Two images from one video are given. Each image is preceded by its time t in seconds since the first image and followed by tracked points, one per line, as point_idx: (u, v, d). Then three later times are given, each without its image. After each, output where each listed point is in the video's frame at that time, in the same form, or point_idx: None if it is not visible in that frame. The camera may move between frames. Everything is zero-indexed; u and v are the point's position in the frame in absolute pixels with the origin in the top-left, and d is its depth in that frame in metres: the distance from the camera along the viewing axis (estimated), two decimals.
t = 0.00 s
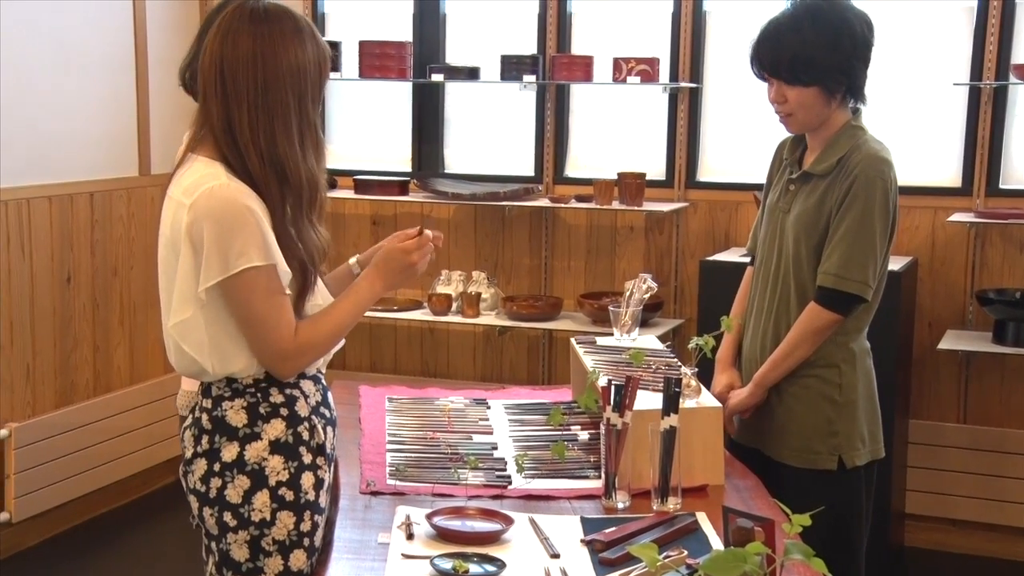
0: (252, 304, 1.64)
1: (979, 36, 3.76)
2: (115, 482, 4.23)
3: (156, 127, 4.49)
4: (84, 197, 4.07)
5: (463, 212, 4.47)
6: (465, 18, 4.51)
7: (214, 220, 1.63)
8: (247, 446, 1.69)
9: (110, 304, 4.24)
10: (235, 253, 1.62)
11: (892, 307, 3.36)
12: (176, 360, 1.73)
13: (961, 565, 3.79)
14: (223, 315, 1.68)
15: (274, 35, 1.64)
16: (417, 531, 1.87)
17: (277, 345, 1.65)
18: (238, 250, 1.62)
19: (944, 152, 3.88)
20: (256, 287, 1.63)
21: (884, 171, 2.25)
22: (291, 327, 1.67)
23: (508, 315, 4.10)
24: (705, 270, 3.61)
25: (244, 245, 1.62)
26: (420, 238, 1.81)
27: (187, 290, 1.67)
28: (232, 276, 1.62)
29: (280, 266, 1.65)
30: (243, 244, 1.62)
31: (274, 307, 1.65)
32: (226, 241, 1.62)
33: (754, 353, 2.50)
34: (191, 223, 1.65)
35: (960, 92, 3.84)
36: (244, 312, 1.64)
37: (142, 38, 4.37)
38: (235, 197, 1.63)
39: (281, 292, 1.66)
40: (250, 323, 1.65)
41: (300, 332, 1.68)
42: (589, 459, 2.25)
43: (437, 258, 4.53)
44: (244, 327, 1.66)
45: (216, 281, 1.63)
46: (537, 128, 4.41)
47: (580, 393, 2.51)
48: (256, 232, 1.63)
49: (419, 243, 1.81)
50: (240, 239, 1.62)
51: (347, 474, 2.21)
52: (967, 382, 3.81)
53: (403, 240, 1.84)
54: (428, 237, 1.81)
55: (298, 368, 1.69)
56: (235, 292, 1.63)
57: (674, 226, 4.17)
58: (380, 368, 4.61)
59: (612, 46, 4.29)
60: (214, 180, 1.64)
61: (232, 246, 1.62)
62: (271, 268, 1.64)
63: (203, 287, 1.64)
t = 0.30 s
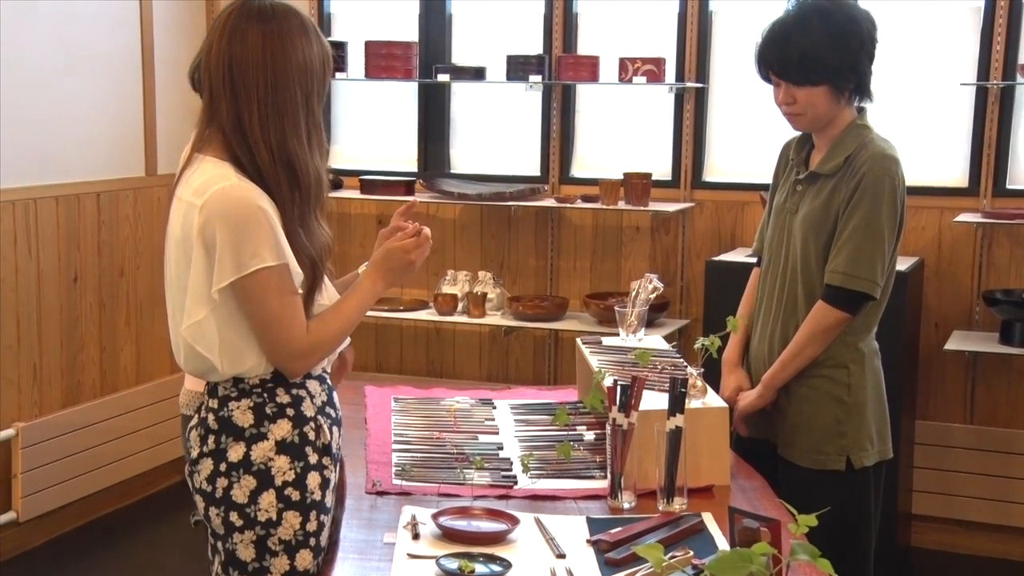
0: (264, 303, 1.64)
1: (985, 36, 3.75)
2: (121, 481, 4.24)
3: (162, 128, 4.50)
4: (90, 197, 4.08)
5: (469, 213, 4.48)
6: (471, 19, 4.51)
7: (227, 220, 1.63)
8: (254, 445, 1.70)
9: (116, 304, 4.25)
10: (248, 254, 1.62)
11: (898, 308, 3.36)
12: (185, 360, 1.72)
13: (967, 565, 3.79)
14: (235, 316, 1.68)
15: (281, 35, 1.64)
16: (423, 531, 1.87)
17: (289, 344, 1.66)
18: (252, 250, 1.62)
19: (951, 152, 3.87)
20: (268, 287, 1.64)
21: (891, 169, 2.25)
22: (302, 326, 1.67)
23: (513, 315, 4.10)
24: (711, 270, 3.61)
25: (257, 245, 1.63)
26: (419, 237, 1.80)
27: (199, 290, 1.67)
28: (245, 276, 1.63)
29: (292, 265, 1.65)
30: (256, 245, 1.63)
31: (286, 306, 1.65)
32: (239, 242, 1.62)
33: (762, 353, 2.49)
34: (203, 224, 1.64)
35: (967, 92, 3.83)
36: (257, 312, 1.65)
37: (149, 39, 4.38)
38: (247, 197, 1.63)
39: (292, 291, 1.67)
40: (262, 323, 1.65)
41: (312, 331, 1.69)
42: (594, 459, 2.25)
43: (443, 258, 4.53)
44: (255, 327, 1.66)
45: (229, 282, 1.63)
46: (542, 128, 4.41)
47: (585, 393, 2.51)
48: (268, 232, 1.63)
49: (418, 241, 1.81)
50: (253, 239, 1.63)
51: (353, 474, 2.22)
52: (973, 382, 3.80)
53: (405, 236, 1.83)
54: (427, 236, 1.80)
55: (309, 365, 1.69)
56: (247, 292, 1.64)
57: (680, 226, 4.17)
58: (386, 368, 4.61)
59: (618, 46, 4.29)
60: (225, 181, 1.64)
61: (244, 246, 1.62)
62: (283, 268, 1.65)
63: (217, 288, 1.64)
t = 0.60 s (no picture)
0: (274, 304, 1.64)
1: (991, 35, 3.74)
2: (127, 480, 4.25)
3: (168, 127, 4.51)
4: (96, 196, 4.09)
5: (474, 212, 4.48)
6: (477, 18, 4.51)
7: (236, 220, 1.63)
8: (260, 444, 1.70)
9: (121, 303, 4.25)
10: (258, 254, 1.63)
11: (903, 307, 3.36)
12: (193, 361, 1.72)
13: (973, 565, 3.78)
14: (245, 317, 1.69)
15: (285, 34, 1.65)
16: (428, 530, 1.88)
17: (298, 343, 1.66)
18: (261, 250, 1.63)
19: (956, 151, 3.86)
20: (277, 287, 1.64)
21: (894, 164, 2.25)
22: (311, 325, 1.68)
23: (518, 314, 4.11)
24: (716, 270, 3.61)
25: (267, 245, 1.63)
26: (427, 238, 1.80)
27: (208, 291, 1.67)
28: (254, 276, 1.63)
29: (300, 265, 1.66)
30: (265, 245, 1.63)
31: (295, 305, 1.66)
32: (248, 242, 1.63)
33: (769, 353, 2.49)
34: (212, 224, 1.65)
35: (973, 91, 3.82)
36: (266, 312, 1.65)
37: (155, 39, 4.39)
38: (255, 197, 1.64)
39: (301, 292, 1.67)
40: (271, 322, 1.65)
41: (321, 330, 1.69)
42: (600, 458, 2.26)
43: (448, 257, 4.54)
44: (264, 326, 1.66)
45: (238, 283, 1.64)
46: (548, 127, 4.41)
47: (590, 392, 2.51)
48: (277, 232, 1.64)
49: (425, 241, 1.81)
50: (262, 239, 1.63)
51: (358, 473, 2.22)
52: (979, 381, 3.79)
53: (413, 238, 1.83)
54: (435, 237, 1.80)
55: (318, 364, 1.70)
56: (257, 292, 1.64)
57: (685, 226, 4.17)
58: (391, 367, 4.61)
59: (624, 45, 4.29)
60: (232, 180, 1.64)
61: (254, 247, 1.63)
62: (291, 268, 1.65)
63: (226, 288, 1.64)
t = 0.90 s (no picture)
0: (277, 301, 1.64)
1: (994, 31, 3.74)
2: (130, 477, 4.25)
3: (170, 124, 4.51)
4: (98, 192, 4.09)
5: (477, 209, 4.48)
6: (479, 14, 4.51)
7: (240, 216, 1.63)
8: (263, 441, 1.70)
9: (124, 299, 4.25)
10: (261, 251, 1.63)
11: (905, 303, 3.36)
12: (197, 357, 1.73)
13: (976, 562, 3.78)
14: (249, 314, 1.69)
15: (288, 30, 1.65)
16: (431, 526, 1.88)
17: (301, 341, 1.66)
18: (264, 247, 1.63)
19: (959, 147, 3.86)
20: (280, 284, 1.64)
21: (890, 158, 2.25)
22: (314, 323, 1.68)
23: (521, 311, 4.11)
24: (719, 267, 3.61)
25: (270, 242, 1.63)
26: (431, 237, 1.80)
27: (212, 287, 1.67)
28: (258, 273, 1.63)
29: (303, 262, 1.66)
30: (269, 241, 1.63)
31: (298, 302, 1.66)
32: (252, 239, 1.63)
33: (773, 349, 2.49)
34: (216, 221, 1.65)
35: (976, 88, 3.82)
36: (268, 309, 1.65)
37: (157, 36, 4.39)
38: (259, 194, 1.64)
39: (304, 289, 1.67)
40: (274, 320, 1.65)
41: (324, 328, 1.69)
42: (602, 455, 2.26)
43: (451, 254, 4.54)
44: (267, 323, 1.66)
45: (241, 279, 1.64)
46: (550, 124, 4.41)
47: (594, 388, 2.51)
48: (281, 228, 1.64)
49: (429, 241, 1.81)
50: (265, 236, 1.63)
51: (361, 469, 2.22)
52: (982, 378, 3.79)
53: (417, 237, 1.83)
54: (439, 236, 1.80)
55: (321, 361, 1.70)
56: (260, 289, 1.64)
57: (688, 223, 4.17)
58: (394, 364, 4.62)
59: (626, 42, 4.29)
60: (236, 177, 1.64)
61: (257, 243, 1.63)
62: (294, 265, 1.65)
63: (230, 285, 1.64)
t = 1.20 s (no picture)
0: (277, 289, 1.64)
1: (997, 19, 3.73)
2: (131, 465, 4.26)
3: (170, 113, 4.50)
4: (99, 181, 4.09)
5: (477, 197, 4.47)
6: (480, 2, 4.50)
7: (240, 204, 1.63)
8: (265, 429, 1.70)
9: (124, 288, 4.25)
10: (262, 239, 1.63)
11: (905, 291, 3.36)
12: (199, 345, 1.73)
13: (975, 549, 3.78)
14: (251, 302, 1.69)
15: (287, 18, 1.64)
16: (431, 514, 1.88)
17: (302, 330, 1.66)
18: (265, 236, 1.63)
19: (960, 136, 3.85)
20: (281, 273, 1.64)
21: (883, 146, 2.24)
22: (315, 311, 1.67)
23: (522, 300, 4.11)
24: (720, 255, 3.61)
25: (270, 231, 1.63)
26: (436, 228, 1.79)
27: (214, 276, 1.67)
28: (258, 262, 1.63)
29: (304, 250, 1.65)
30: (269, 230, 1.63)
31: (299, 292, 1.66)
32: (253, 228, 1.63)
33: (774, 338, 2.49)
34: (217, 209, 1.65)
35: (978, 76, 3.81)
36: (270, 297, 1.65)
37: (156, 25, 4.38)
38: (259, 183, 1.64)
39: (305, 277, 1.67)
40: (275, 308, 1.65)
41: (325, 316, 1.69)
42: (602, 443, 2.26)
43: (452, 243, 4.54)
44: (268, 312, 1.66)
45: (242, 268, 1.64)
46: (551, 112, 4.41)
47: (594, 377, 2.52)
48: (281, 217, 1.64)
49: (434, 231, 1.80)
50: (266, 224, 1.63)
51: (361, 457, 2.23)
52: (983, 366, 3.79)
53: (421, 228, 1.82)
54: (444, 227, 1.79)
55: (322, 350, 1.70)
56: (261, 277, 1.64)
57: (689, 211, 4.16)
58: (395, 353, 4.62)
59: (627, 31, 4.27)
60: (237, 165, 1.64)
61: (258, 232, 1.63)
62: (296, 253, 1.65)
63: (231, 273, 1.64)
